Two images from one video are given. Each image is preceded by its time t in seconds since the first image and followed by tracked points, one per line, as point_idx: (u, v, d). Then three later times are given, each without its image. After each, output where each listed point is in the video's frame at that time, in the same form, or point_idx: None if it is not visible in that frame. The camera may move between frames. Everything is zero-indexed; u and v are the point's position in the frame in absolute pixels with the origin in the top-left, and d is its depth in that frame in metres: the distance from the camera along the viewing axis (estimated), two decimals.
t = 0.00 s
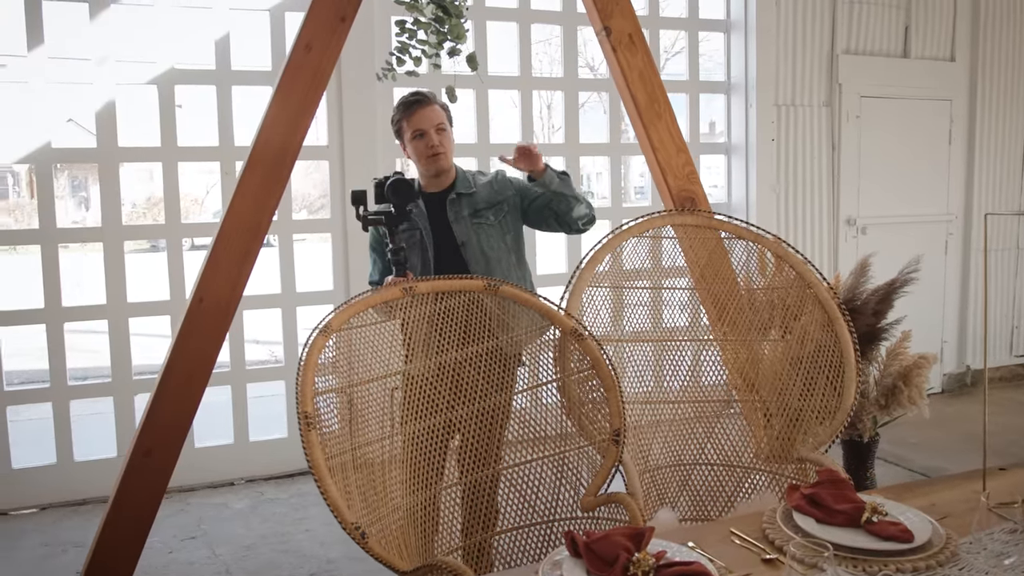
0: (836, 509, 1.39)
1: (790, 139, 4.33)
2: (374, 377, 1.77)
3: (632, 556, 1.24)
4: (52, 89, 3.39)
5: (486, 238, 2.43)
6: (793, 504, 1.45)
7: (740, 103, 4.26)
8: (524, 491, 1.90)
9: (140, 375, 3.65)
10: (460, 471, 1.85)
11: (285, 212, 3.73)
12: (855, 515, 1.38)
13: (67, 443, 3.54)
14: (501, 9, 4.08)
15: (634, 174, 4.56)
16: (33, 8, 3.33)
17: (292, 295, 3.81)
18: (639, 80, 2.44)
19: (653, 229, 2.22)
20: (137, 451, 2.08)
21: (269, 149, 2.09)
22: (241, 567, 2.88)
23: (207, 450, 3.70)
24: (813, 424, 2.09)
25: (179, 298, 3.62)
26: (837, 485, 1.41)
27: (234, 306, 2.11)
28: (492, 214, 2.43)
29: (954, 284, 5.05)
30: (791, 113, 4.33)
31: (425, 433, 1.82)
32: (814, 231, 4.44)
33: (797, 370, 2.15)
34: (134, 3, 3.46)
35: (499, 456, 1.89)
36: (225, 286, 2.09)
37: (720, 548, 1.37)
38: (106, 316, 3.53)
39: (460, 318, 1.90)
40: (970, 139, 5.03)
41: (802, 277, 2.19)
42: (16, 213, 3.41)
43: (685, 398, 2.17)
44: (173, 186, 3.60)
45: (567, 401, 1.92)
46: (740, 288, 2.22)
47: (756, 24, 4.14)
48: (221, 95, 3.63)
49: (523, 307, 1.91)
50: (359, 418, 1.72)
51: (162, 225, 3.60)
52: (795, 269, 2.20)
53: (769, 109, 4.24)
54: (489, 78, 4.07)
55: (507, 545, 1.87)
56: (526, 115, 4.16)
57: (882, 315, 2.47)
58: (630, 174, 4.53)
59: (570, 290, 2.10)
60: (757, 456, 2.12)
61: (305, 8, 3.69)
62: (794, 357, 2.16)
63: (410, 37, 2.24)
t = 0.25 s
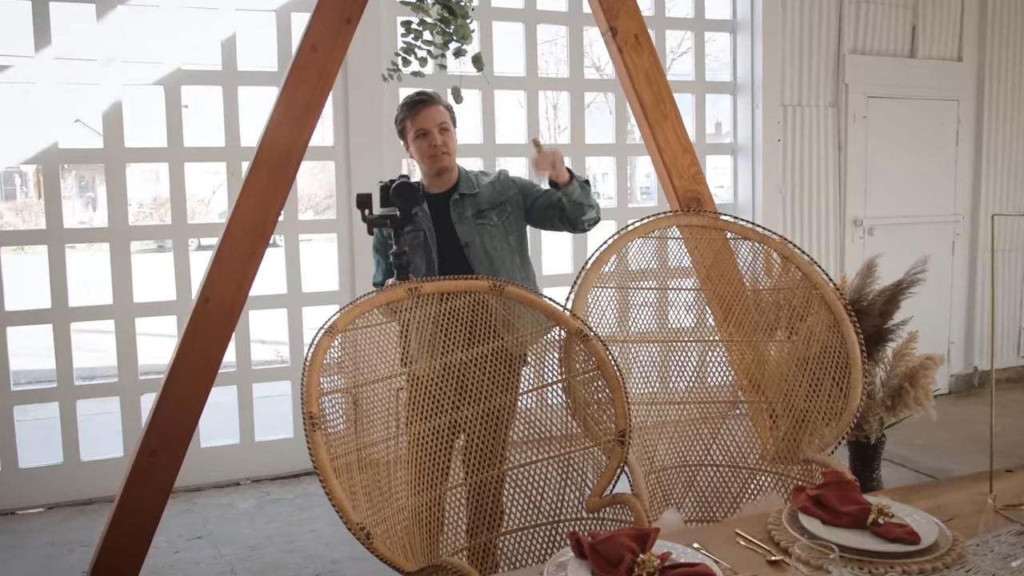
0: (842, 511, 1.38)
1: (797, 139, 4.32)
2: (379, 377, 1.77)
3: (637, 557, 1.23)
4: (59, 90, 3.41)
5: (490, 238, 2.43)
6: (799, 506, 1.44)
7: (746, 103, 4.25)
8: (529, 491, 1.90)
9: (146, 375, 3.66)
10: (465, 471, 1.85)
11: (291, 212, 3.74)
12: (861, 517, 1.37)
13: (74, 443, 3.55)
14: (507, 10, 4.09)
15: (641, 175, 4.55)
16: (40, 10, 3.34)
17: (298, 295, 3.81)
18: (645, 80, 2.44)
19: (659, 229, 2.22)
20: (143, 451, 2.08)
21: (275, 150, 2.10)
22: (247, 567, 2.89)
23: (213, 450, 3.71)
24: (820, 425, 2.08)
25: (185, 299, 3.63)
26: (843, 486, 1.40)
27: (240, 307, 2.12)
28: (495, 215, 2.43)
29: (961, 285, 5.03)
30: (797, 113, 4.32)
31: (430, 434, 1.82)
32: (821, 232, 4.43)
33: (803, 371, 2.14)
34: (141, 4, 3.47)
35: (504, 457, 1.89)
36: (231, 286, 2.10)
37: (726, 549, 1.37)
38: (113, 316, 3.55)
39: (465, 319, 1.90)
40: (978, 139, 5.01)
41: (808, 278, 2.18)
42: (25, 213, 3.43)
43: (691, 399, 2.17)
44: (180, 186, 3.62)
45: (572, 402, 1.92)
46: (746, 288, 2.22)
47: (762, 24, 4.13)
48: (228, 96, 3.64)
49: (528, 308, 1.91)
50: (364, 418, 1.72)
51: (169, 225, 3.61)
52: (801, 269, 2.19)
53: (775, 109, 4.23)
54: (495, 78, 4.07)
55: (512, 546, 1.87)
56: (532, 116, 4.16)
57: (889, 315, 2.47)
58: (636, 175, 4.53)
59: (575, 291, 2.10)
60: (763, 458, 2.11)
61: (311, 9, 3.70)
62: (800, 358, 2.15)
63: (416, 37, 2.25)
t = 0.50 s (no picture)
0: (847, 513, 1.38)
1: (804, 139, 4.31)
2: (384, 378, 1.77)
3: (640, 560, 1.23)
4: (66, 90, 3.42)
5: (490, 238, 2.43)
6: (803, 508, 1.44)
7: (753, 104, 4.23)
8: (533, 493, 1.89)
9: (152, 375, 3.67)
10: (469, 472, 1.85)
11: (297, 212, 3.74)
12: (866, 520, 1.37)
13: (81, 442, 3.56)
14: (513, 10, 4.08)
15: (648, 175, 4.55)
16: (48, 11, 3.36)
17: (304, 295, 3.82)
18: (650, 81, 2.43)
19: (664, 230, 2.21)
20: (148, 451, 2.09)
21: (280, 150, 2.10)
22: (252, 567, 2.89)
23: (219, 450, 3.72)
24: (825, 427, 2.08)
25: (191, 299, 3.63)
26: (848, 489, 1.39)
27: (244, 307, 2.12)
28: (495, 214, 2.43)
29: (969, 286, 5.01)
30: (805, 113, 4.30)
31: (435, 435, 1.82)
32: (828, 232, 4.41)
33: (809, 373, 2.13)
34: (148, 5, 3.48)
35: (509, 458, 1.89)
36: (236, 287, 2.10)
37: (729, 552, 1.36)
38: (120, 316, 3.56)
39: (469, 320, 1.89)
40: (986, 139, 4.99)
41: (813, 279, 2.18)
42: (34, 213, 3.45)
43: (696, 400, 2.16)
44: (186, 186, 3.63)
45: (576, 403, 1.91)
46: (752, 289, 2.21)
47: (769, 24, 4.12)
48: (234, 96, 3.65)
49: (532, 309, 1.91)
50: (368, 419, 1.72)
51: (175, 226, 3.62)
52: (807, 270, 2.18)
53: (782, 110, 4.22)
54: (501, 79, 4.07)
55: (516, 547, 1.86)
56: (538, 116, 4.15)
57: (895, 317, 2.46)
58: (643, 175, 4.52)
59: (580, 291, 2.09)
60: (768, 459, 2.10)
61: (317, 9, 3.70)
62: (806, 360, 2.14)
63: (421, 38, 2.25)
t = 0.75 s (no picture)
0: (850, 515, 1.37)
1: (810, 139, 4.30)
2: (386, 378, 1.77)
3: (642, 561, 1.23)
4: (73, 91, 3.43)
5: (490, 237, 2.43)
6: (806, 510, 1.43)
7: (759, 104, 4.23)
8: (536, 493, 1.89)
9: (158, 375, 3.68)
10: (472, 473, 1.84)
11: (302, 213, 3.75)
12: (869, 522, 1.36)
13: (87, 442, 3.57)
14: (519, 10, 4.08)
15: (654, 175, 4.54)
16: (55, 12, 3.38)
17: (309, 295, 3.82)
18: (654, 81, 2.43)
19: (669, 231, 2.21)
20: (152, 451, 2.09)
21: (284, 150, 2.10)
22: (257, 566, 2.90)
23: (224, 450, 3.72)
24: (829, 428, 2.06)
25: (196, 299, 3.64)
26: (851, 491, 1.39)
27: (249, 308, 2.12)
28: (495, 213, 2.43)
29: (977, 287, 4.98)
30: (811, 113, 4.29)
31: (438, 435, 1.82)
32: (834, 233, 4.39)
33: (813, 374, 2.12)
34: (154, 5, 3.49)
35: (512, 458, 1.88)
36: (241, 287, 2.10)
37: (731, 554, 1.36)
38: (126, 316, 3.56)
39: (473, 320, 1.89)
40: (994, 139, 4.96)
41: (818, 280, 2.17)
42: (42, 213, 3.47)
43: (700, 401, 2.16)
44: (192, 187, 3.64)
45: (580, 404, 1.91)
46: (757, 290, 2.20)
47: (775, 24, 4.10)
48: (240, 97, 3.65)
49: (535, 309, 1.90)
50: (371, 419, 1.72)
51: (181, 226, 3.62)
52: (811, 271, 2.18)
53: (788, 110, 4.21)
54: (506, 79, 4.07)
55: (519, 548, 1.86)
56: (543, 116, 4.15)
57: (901, 318, 2.45)
58: (650, 176, 4.51)
59: (585, 291, 2.09)
60: (772, 461, 2.09)
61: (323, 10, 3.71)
62: (810, 361, 2.14)
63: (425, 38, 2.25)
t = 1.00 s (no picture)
0: (854, 518, 1.36)
1: (817, 140, 4.28)
2: (390, 379, 1.76)
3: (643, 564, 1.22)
4: (81, 92, 3.45)
5: (496, 239, 2.43)
6: (810, 512, 1.42)
7: (766, 104, 4.21)
8: (540, 494, 1.89)
9: (164, 375, 3.69)
10: (476, 474, 1.84)
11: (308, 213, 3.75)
12: (872, 525, 1.35)
13: (93, 441, 3.58)
14: (525, 11, 4.08)
15: (661, 176, 4.53)
16: (64, 15, 3.40)
17: (315, 296, 3.82)
18: (660, 81, 2.42)
19: (675, 232, 2.19)
20: (157, 451, 2.10)
21: (288, 150, 2.10)
22: (262, 566, 2.91)
23: (230, 450, 3.73)
24: (834, 430, 2.06)
25: (202, 299, 3.65)
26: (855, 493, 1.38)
27: (253, 309, 2.13)
28: (501, 215, 2.43)
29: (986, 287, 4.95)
30: (818, 113, 4.27)
31: (441, 436, 1.82)
32: (841, 233, 4.38)
33: (819, 376, 2.11)
34: (161, 7, 3.50)
35: (516, 460, 1.88)
36: (245, 288, 2.11)
37: (734, 557, 1.35)
38: (132, 316, 3.57)
39: (476, 321, 1.89)
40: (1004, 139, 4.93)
41: (823, 281, 2.16)
42: (51, 214, 3.49)
43: (704, 403, 2.15)
44: (199, 187, 3.65)
45: (583, 405, 1.91)
46: (762, 291, 2.19)
47: (782, 24, 4.09)
48: (246, 98, 3.66)
49: (539, 310, 1.90)
50: (375, 420, 1.72)
51: (188, 226, 3.63)
52: (817, 273, 2.17)
53: (796, 110, 4.19)
54: (512, 79, 4.07)
55: (522, 549, 1.86)
56: (549, 117, 4.15)
57: (907, 319, 2.44)
58: (656, 176, 4.50)
59: (589, 292, 2.08)
60: (778, 462, 2.09)
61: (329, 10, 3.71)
62: (815, 363, 2.13)
63: (429, 39, 2.25)
